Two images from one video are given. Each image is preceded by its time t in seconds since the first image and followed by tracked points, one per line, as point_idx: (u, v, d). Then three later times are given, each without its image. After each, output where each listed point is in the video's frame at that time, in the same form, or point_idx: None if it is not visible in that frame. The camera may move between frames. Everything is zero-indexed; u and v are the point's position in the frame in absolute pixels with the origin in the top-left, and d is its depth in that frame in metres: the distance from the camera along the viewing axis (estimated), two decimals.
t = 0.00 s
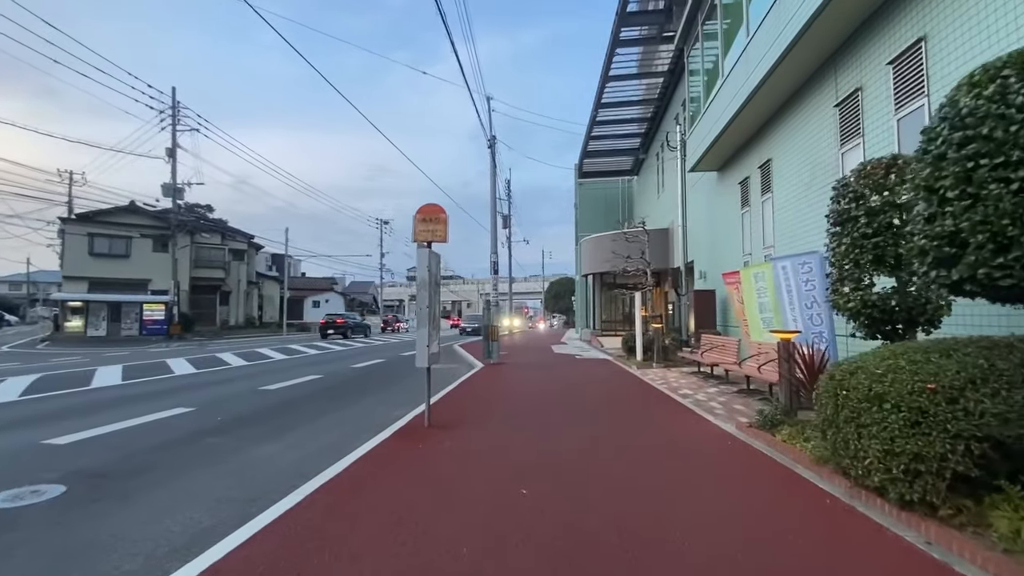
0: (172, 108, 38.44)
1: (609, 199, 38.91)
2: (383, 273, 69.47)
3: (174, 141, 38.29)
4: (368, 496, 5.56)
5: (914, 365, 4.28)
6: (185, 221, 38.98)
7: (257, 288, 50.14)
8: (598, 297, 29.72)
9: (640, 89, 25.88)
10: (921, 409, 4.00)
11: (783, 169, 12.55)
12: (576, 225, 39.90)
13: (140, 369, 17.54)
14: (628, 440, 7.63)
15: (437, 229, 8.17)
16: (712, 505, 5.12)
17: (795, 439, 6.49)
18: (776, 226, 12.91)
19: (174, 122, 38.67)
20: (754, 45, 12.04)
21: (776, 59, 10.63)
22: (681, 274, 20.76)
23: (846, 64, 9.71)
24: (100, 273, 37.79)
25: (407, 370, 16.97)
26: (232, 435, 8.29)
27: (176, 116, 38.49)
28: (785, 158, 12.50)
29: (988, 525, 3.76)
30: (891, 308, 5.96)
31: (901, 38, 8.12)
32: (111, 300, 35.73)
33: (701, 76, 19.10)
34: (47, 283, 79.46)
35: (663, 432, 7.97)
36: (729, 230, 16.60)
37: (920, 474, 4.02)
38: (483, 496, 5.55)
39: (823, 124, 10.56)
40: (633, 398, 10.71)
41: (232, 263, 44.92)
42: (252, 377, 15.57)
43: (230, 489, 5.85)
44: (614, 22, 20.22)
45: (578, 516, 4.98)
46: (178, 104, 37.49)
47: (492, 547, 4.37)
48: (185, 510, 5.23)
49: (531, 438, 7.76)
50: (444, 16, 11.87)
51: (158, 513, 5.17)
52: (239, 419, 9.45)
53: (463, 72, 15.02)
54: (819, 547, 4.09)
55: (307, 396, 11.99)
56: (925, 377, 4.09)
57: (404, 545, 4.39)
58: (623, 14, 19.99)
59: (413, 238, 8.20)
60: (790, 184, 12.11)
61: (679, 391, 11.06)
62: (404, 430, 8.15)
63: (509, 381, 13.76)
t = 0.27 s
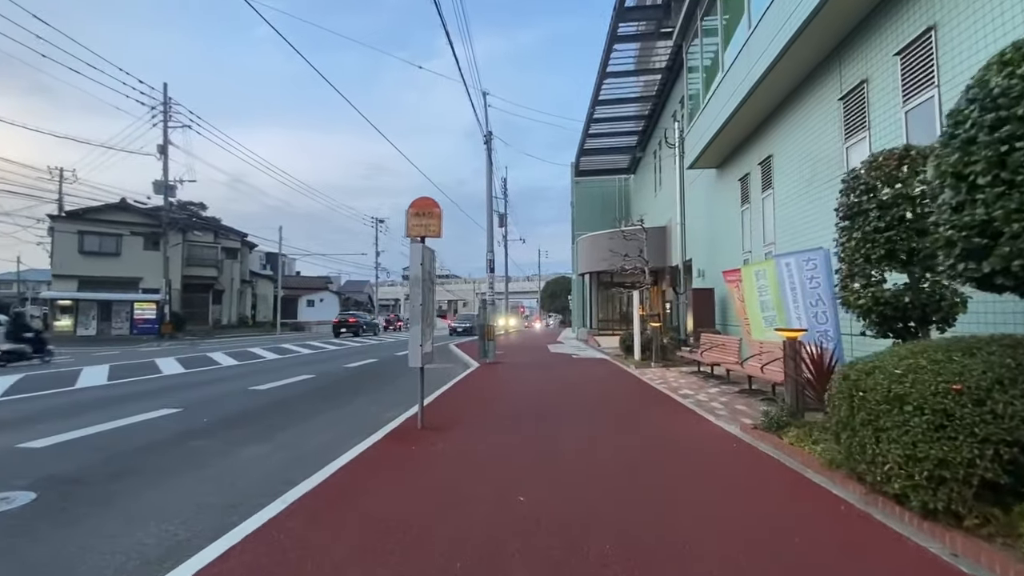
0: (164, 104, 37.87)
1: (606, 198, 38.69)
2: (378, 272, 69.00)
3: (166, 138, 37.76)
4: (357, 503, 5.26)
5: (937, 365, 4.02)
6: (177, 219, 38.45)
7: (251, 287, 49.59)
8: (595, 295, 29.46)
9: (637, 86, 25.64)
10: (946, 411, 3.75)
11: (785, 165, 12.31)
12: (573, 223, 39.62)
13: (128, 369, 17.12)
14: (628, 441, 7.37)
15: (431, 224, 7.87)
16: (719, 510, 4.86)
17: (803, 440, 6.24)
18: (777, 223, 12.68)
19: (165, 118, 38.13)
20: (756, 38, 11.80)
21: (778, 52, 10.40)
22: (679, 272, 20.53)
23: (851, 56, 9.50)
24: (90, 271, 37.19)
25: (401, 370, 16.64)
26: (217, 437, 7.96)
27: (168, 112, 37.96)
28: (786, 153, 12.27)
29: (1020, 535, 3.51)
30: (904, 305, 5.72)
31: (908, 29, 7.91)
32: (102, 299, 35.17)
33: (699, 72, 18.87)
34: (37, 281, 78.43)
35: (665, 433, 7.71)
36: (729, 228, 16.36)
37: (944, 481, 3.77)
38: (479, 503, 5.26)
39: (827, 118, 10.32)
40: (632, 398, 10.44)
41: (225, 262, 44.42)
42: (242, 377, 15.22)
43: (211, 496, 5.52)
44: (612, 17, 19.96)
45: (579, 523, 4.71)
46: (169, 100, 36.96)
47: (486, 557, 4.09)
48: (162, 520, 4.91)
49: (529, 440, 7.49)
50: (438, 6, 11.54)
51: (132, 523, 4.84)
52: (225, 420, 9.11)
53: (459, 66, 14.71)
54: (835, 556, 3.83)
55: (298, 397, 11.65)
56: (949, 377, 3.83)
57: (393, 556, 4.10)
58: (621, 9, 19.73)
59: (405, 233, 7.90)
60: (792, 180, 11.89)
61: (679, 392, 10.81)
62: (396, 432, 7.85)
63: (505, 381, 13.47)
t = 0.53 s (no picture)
0: (155, 101, 37.30)
1: (602, 197, 38.47)
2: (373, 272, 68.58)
3: (156, 135, 37.19)
4: (344, 519, 4.94)
5: (960, 375, 3.76)
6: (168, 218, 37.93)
7: (243, 286, 49.03)
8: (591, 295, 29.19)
9: (635, 84, 25.40)
10: (974, 425, 3.49)
11: (786, 163, 12.08)
12: (569, 223, 39.34)
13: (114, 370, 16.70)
14: (628, 449, 7.10)
15: (424, 223, 7.57)
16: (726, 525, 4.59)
17: (812, 450, 5.98)
18: (777, 223, 12.45)
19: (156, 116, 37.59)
20: (756, 34, 11.56)
21: (780, 48, 10.16)
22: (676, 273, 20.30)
23: (855, 52, 9.27)
24: (79, 270, 36.59)
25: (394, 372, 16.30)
26: (200, 446, 7.62)
27: (159, 109, 37.42)
28: (788, 152, 12.04)
29: None
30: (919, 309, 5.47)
31: (916, 22, 7.67)
32: (91, 299, 34.60)
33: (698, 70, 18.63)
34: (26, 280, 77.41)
35: (666, 440, 7.44)
36: (727, 228, 16.13)
37: (972, 499, 3.51)
38: (472, 518, 4.96)
39: (831, 115, 10.08)
40: (631, 402, 10.17)
41: (217, 261, 43.91)
42: (232, 380, 14.85)
43: (188, 512, 5.19)
44: (609, 14, 19.69)
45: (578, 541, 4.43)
46: (161, 97, 36.43)
47: None
48: (132, 540, 4.57)
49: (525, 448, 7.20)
50: None
51: (99, 544, 4.49)
52: (210, 427, 8.75)
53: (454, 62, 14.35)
54: None
55: (287, 401, 11.31)
56: (976, 388, 3.58)
57: None
58: (618, 5, 19.47)
59: (397, 232, 7.59)
60: (793, 179, 11.65)
61: (678, 395, 10.55)
62: (386, 440, 7.53)
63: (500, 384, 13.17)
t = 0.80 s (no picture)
0: (144, 97, 36.71)
1: (598, 196, 38.21)
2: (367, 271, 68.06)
3: (146, 132, 36.61)
4: (325, 535, 4.59)
5: (991, 379, 3.47)
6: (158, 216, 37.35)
7: (236, 285, 48.46)
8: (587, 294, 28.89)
9: (631, 82, 25.12)
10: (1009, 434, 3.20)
11: (787, 159, 11.81)
12: (565, 222, 39.04)
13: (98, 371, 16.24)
14: (627, 455, 6.79)
15: (414, 218, 7.23)
16: (736, 540, 4.28)
17: (821, 457, 5.68)
18: (778, 221, 12.19)
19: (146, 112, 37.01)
20: (757, 26, 11.28)
21: (783, 40, 9.88)
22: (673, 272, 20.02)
23: (860, 43, 9.00)
24: (67, 269, 35.96)
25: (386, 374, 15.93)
26: (178, 452, 7.25)
27: (149, 105, 36.83)
28: (789, 147, 11.78)
29: None
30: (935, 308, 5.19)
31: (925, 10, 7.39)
32: (79, 298, 34.00)
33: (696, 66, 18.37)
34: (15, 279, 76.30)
35: (667, 445, 7.13)
36: (726, 226, 15.87)
37: (1008, 516, 3.21)
38: (463, 532, 4.63)
39: (835, 109, 9.80)
40: (630, 405, 9.87)
41: (209, 260, 43.33)
42: (218, 381, 14.44)
43: (157, 527, 4.83)
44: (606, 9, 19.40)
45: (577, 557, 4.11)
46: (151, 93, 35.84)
47: None
48: (92, 559, 4.22)
49: (520, 455, 6.88)
50: None
51: (56, 563, 4.14)
52: (190, 432, 8.38)
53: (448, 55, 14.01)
54: None
55: (274, 403, 10.94)
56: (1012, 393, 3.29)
57: None
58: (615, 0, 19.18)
59: (386, 228, 7.25)
60: (795, 175, 11.38)
61: (678, 397, 10.25)
62: (374, 447, 7.19)
63: (495, 386, 12.84)
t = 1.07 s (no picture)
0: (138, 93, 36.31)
1: (596, 195, 37.97)
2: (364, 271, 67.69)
3: (140, 129, 36.20)
4: (308, 543, 4.29)
5: None
6: (152, 214, 36.96)
7: (231, 284, 48.04)
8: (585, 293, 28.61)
9: (630, 78, 24.91)
10: None
11: (790, 154, 11.55)
12: (563, 221, 38.79)
13: (86, 371, 15.89)
14: (627, 457, 6.52)
15: (407, 210, 6.96)
16: (746, 547, 4.01)
17: (832, 460, 5.42)
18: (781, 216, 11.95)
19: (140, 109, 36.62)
20: (758, 17, 11.05)
21: (787, 30, 9.63)
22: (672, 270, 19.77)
23: (867, 32, 8.75)
24: (59, 267, 35.52)
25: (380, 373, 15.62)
26: (159, 454, 6.93)
27: (143, 102, 36.45)
28: (792, 141, 11.53)
29: None
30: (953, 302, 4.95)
31: None
32: (72, 296, 33.59)
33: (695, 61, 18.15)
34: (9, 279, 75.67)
35: (669, 447, 6.85)
36: (726, 223, 15.64)
37: None
38: (455, 539, 4.33)
39: (841, 101, 9.55)
40: (630, 405, 9.59)
41: (204, 259, 42.94)
42: (209, 380, 14.14)
43: (128, 534, 4.53)
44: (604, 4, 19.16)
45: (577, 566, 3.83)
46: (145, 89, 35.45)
47: None
48: (53, 570, 3.90)
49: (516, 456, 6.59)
50: None
51: (13, 574, 3.82)
52: (175, 433, 8.07)
53: (444, 48, 13.71)
54: None
55: (264, 403, 10.62)
56: None
57: None
58: None
59: (378, 220, 6.98)
60: (799, 169, 11.12)
61: (679, 397, 9.99)
62: (364, 448, 6.89)
63: (491, 386, 12.56)
